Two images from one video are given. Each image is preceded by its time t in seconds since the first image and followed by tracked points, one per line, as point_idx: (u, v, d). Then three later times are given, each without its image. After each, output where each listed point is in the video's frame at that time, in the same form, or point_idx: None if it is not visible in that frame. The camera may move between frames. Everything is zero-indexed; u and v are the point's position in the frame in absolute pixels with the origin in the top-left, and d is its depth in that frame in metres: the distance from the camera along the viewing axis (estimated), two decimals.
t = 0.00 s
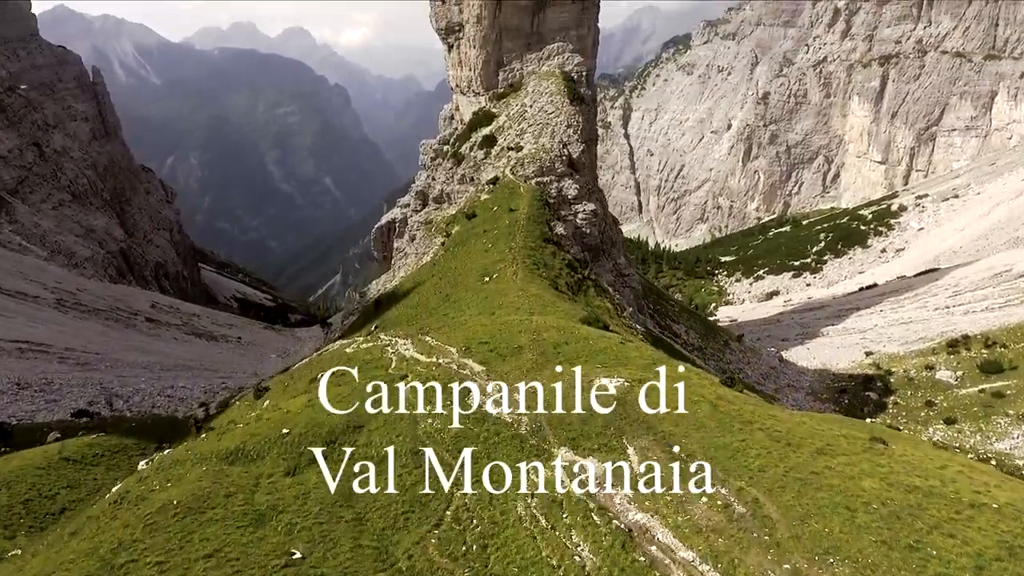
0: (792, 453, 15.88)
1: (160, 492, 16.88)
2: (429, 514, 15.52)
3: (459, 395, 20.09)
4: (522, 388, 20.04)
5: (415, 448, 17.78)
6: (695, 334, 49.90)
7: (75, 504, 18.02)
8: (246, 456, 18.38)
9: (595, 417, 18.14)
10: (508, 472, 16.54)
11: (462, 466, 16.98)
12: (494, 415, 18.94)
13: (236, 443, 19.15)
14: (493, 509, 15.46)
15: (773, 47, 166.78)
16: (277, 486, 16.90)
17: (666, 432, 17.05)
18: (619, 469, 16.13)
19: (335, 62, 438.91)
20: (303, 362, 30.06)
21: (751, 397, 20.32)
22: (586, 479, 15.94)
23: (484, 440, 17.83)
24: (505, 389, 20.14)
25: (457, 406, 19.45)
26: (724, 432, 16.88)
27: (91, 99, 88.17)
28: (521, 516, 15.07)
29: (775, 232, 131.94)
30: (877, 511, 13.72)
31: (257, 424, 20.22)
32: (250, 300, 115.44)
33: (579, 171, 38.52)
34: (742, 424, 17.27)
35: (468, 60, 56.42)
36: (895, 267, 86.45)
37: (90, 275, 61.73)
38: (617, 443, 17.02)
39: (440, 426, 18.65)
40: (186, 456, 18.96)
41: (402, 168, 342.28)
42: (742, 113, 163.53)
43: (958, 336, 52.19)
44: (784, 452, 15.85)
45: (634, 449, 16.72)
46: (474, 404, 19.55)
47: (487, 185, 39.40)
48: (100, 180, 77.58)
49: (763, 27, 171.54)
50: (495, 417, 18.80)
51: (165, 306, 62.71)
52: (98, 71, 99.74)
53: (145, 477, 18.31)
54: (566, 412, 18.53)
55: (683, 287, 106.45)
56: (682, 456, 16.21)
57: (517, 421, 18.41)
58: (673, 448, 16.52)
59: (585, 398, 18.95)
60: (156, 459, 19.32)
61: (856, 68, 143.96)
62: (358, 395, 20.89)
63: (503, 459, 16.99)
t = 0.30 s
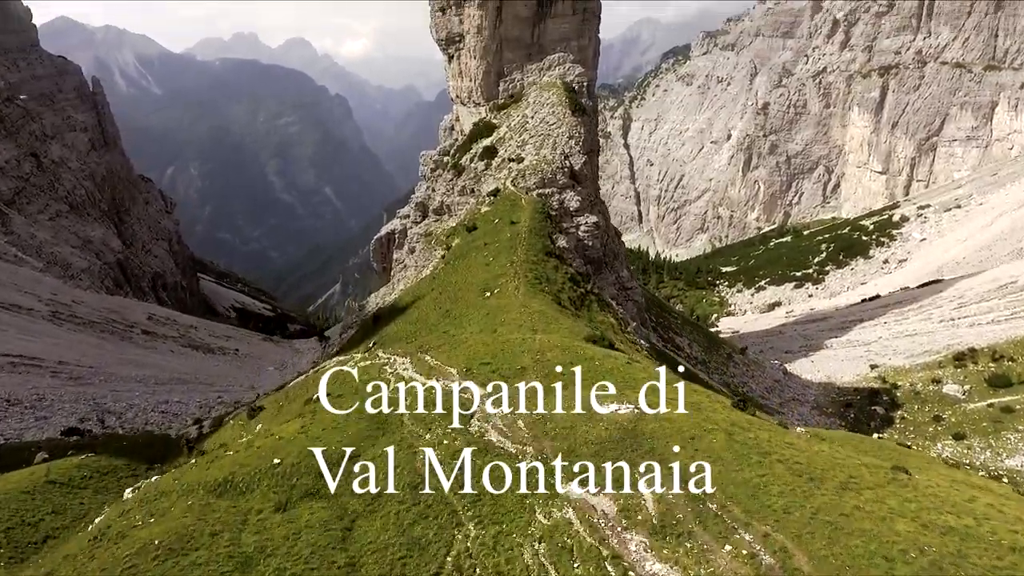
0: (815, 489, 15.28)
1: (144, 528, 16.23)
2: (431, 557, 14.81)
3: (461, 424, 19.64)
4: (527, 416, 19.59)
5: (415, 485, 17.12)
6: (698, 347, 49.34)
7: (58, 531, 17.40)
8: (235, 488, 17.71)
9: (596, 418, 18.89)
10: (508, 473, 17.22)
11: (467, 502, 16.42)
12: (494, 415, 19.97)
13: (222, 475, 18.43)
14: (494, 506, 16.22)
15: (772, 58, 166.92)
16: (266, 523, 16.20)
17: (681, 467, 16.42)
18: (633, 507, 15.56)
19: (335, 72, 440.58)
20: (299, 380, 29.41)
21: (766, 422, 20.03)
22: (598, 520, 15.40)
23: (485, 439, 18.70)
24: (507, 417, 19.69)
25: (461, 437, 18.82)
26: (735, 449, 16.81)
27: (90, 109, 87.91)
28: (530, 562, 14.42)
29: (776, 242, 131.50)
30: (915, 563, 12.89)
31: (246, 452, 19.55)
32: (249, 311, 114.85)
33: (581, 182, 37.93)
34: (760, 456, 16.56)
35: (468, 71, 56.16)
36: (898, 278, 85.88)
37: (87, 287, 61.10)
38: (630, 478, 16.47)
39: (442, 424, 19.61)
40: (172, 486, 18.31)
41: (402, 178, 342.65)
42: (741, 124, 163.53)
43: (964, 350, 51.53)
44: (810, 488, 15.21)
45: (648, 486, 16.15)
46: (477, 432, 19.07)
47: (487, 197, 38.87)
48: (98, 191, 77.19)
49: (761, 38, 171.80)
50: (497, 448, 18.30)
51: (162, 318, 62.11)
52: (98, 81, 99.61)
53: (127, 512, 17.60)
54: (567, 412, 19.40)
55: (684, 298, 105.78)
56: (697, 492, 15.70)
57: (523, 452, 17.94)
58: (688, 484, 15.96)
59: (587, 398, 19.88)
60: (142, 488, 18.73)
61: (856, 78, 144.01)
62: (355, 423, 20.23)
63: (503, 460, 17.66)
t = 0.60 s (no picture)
0: (844, 531, 14.17)
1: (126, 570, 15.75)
2: None
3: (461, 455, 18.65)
4: (533, 447, 18.49)
5: (413, 523, 16.11)
6: (702, 362, 48.66)
7: (40, 563, 16.94)
8: (223, 526, 17.15)
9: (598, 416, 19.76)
10: (506, 471, 17.60)
11: (465, 545, 15.29)
12: (493, 416, 20.73)
13: (210, 510, 17.91)
14: (497, 534, 15.44)
15: (772, 70, 167.19)
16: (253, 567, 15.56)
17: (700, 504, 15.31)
18: (649, 551, 14.29)
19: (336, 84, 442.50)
20: (294, 401, 28.69)
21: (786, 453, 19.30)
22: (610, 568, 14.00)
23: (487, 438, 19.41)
24: (511, 447, 18.72)
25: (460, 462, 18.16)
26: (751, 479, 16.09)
27: (90, 121, 87.69)
28: None
29: (777, 254, 131.03)
30: None
31: (237, 483, 19.06)
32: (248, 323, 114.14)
33: (583, 196, 37.42)
34: (782, 492, 15.61)
35: (469, 83, 55.84)
36: (901, 291, 85.30)
37: (83, 300, 60.42)
38: (644, 517, 15.32)
39: (441, 426, 20.37)
40: (158, 522, 17.83)
41: (403, 189, 343.35)
42: (741, 135, 163.57)
43: (971, 364, 50.82)
44: (840, 532, 14.07)
45: (662, 525, 14.97)
46: (477, 464, 18.09)
47: (488, 211, 38.38)
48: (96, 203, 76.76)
49: (760, 50, 172.17)
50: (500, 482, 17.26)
51: (159, 331, 61.40)
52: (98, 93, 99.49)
53: (107, 551, 17.16)
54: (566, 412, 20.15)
55: (686, 310, 105.08)
56: (717, 533, 14.47)
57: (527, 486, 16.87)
58: (708, 524, 14.73)
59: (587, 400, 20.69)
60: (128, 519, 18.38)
61: (856, 91, 144.14)
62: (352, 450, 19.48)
63: (503, 460, 18.08)
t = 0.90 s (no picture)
0: None
1: None
2: None
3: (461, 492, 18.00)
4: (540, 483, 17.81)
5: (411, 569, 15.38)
6: (706, 376, 48.14)
7: None
8: (207, 567, 16.44)
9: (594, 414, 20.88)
10: (506, 471, 18.60)
11: None
12: (493, 415, 21.84)
13: (194, 548, 17.26)
14: None
15: (770, 82, 167.35)
16: None
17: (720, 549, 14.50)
18: None
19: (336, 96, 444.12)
20: (289, 422, 28.06)
21: (802, 481, 18.47)
22: None
23: (487, 438, 20.51)
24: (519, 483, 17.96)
25: (464, 506, 17.20)
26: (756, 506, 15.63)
27: (89, 133, 87.50)
28: None
29: (779, 265, 130.54)
30: None
31: (223, 519, 18.43)
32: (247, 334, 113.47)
33: (585, 209, 36.99)
34: (807, 534, 14.68)
35: (469, 95, 55.49)
36: (904, 303, 84.79)
37: (78, 313, 59.65)
38: (658, 561, 14.57)
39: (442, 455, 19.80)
40: (138, 559, 17.19)
41: (403, 200, 343.91)
42: (740, 147, 163.72)
43: (979, 379, 50.13)
44: None
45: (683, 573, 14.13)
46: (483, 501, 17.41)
47: (489, 225, 37.90)
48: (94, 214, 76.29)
49: (759, 63, 172.64)
50: (506, 521, 16.58)
51: (155, 345, 60.63)
52: (97, 104, 99.37)
53: None
54: (566, 411, 21.11)
55: (687, 322, 104.46)
56: None
57: (533, 528, 16.18)
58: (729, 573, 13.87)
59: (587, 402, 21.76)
60: (109, 554, 17.93)
61: (855, 102, 144.25)
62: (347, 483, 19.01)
63: (503, 460, 19.11)
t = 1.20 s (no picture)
0: None
1: None
2: None
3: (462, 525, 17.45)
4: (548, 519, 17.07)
5: None
6: (710, 392, 47.42)
7: None
8: None
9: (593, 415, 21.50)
10: (507, 470, 19.38)
11: None
12: (493, 415, 22.81)
13: None
14: None
15: (769, 94, 167.53)
16: None
17: None
18: None
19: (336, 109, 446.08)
20: (283, 442, 27.43)
21: (822, 514, 17.46)
22: None
23: (487, 441, 21.12)
24: (526, 518, 17.31)
25: (466, 549, 16.54)
26: (735, 506, 16.34)
27: (89, 144, 87.36)
28: None
29: (780, 277, 130.01)
30: None
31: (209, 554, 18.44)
32: (246, 347, 112.72)
33: (587, 222, 36.48)
34: None
35: (470, 107, 55.08)
36: (908, 316, 84.03)
37: (74, 326, 58.92)
38: None
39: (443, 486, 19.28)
40: None
41: (403, 212, 344.17)
42: (739, 158, 163.68)
43: (986, 394, 49.32)
44: None
45: None
46: (486, 540, 16.80)
47: (490, 238, 37.41)
48: (92, 226, 75.89)
49: (758, 75, 172.98)
50: (511, 563, 15.89)
51: (151, 359, 59.97)
52: (98, 116, 99.31)
53: None
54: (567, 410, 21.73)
55: (688, 335, 103.91)
56: None
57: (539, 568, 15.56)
58: None
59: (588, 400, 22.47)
60: None
61: (855, 114, 144.02)
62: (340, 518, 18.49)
63: (504, 458, 19.89)
